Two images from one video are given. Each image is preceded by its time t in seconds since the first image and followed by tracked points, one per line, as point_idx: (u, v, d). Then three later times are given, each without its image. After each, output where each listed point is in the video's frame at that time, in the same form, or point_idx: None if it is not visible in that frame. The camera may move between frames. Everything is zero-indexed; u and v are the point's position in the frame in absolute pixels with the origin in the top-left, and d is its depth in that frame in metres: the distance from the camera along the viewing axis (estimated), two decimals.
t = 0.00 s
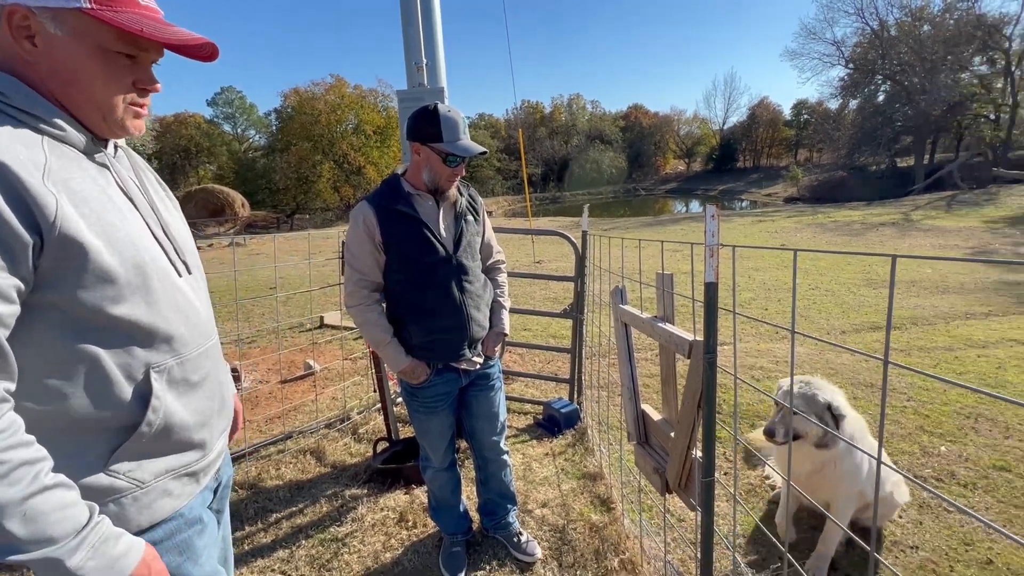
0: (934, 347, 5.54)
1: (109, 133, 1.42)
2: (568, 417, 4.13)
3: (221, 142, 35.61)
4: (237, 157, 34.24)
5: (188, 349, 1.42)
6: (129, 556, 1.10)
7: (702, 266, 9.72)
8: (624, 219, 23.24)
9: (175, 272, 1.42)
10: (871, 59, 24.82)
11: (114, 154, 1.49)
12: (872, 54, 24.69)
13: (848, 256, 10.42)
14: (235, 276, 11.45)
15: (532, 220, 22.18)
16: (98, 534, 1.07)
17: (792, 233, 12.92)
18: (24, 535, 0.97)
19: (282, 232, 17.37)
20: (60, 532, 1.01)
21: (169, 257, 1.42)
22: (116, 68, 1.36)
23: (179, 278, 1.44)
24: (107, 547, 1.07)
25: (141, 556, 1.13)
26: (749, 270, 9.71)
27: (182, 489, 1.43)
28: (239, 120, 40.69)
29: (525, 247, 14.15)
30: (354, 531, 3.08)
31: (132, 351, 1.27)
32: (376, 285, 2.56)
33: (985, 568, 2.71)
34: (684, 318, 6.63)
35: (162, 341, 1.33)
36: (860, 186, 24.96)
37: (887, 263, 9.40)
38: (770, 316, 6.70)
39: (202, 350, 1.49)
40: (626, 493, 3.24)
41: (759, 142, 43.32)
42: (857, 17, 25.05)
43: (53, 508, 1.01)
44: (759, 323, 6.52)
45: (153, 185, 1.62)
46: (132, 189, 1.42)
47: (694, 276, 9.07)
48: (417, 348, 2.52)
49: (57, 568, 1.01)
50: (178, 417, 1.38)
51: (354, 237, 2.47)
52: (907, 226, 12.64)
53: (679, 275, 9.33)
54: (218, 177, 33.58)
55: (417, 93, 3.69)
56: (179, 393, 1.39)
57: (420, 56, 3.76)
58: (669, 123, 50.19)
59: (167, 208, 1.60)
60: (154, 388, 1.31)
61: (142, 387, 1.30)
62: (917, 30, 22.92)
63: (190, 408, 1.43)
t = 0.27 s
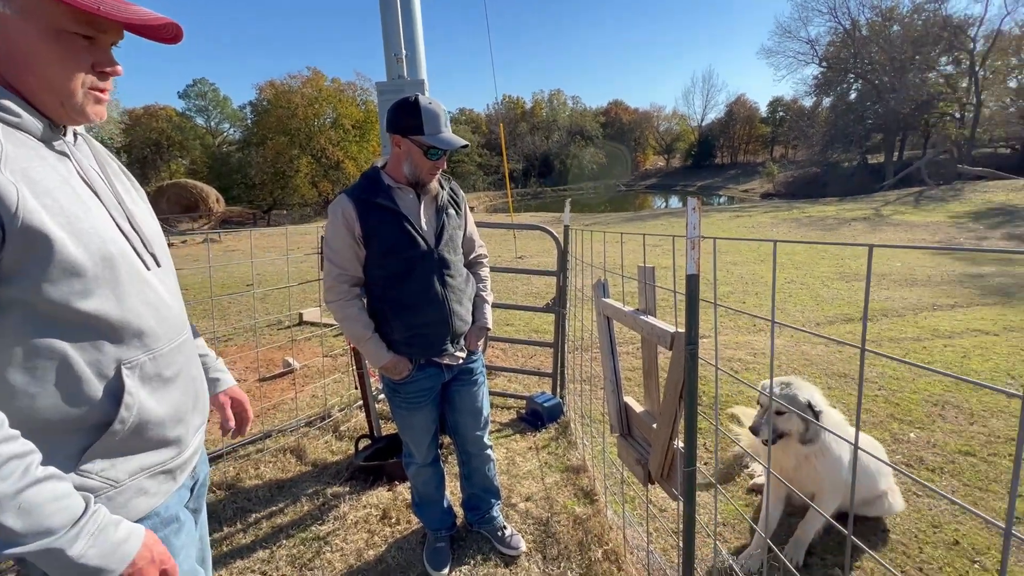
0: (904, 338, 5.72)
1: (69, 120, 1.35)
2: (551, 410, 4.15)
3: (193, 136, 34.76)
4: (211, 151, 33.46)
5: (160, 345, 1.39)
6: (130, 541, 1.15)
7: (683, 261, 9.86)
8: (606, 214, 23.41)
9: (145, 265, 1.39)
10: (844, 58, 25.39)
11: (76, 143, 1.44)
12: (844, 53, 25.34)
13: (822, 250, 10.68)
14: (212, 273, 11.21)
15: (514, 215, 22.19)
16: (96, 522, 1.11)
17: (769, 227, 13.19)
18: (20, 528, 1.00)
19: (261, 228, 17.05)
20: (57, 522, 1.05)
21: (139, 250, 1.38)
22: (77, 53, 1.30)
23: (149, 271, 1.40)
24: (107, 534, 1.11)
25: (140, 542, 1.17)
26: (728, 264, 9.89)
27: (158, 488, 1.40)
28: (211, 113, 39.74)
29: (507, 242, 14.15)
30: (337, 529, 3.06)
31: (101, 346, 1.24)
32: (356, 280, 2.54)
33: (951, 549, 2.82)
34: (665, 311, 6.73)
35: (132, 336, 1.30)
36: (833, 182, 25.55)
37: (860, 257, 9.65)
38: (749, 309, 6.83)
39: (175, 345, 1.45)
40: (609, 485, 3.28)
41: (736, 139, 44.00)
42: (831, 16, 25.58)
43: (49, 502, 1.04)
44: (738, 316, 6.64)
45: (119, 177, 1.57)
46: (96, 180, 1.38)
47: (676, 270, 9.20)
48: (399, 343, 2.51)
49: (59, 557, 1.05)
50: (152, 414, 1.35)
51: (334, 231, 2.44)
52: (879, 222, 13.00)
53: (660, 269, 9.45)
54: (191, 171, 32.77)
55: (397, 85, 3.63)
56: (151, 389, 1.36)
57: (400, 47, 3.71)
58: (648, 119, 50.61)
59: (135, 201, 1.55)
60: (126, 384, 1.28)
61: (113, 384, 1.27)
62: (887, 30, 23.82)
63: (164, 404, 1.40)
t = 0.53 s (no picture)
0: (866, 326, 5.95)
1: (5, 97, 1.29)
2: (528, 402, 4.17)
3: (154, 126, 33.56)
4: (173, 142, 32.38)
5: (114, 339, 1.34)
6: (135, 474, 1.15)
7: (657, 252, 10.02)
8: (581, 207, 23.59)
9: (93, 255, 1.33)
10: (810, 55, 26.13)
11: (14, 127, 1.37)
12: (810, 50, 26.09)
13: (790, 241, 11.00)
14: (179, 268, 10.88)
15: (490, 208, 22.15)
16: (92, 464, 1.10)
17: (740, 219, 13.50)
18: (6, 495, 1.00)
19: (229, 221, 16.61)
20: (42, 480, 1.04)
21: (86, 239, 1.33)
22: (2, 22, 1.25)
23: (98, 261, 1.35)
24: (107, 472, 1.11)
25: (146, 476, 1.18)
26: (700, 256, 10.09)
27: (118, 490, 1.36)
28: (173, 103, 38.41)
29: (482, 235, 14.13)
30: (311, 527, 3.02)
31: (47, 342, 1.19)
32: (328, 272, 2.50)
33: (910, 525, 2.96)
34: (641, 302, 6.83)
35: (81, 330, 1.26)
36: (799, 176, 26.30)
37: (826, 248, 9.98)
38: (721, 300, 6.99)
39: (131, 339, 1.41)
40: (586, 473, 3.32)
41: (707, 133, 44.79)
42: (798, 13, 26.26)
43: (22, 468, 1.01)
44: (712, 306, 6.79)
45: (68, 163, 1.50)
46: (37, 169, 1.32)
47: (650, 262, 9.34)
48: (374, 336, 2.48)
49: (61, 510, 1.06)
50: (107, 413, 1.31)
51: (304, 222, 2.40)
52: (843, 214, 13.44)
53: (635, 260, 9.58)
54: (153, 164, 31.69)
55: (368, 73, 3.58)
56: (106, 386, 1.32)
57: (371, 34, 3.65)
58: (622, 113, 51.07)
59: (85, 187, 1.49)
60: (77, 382, 1.24)
61: (62, 381, 1.22)
62: (850, 27, 24.61)
63: (122, 401, 1.35)
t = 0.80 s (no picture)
0: (823, 310, 6.20)
1: None
2: (499, 391, 4.18)
3: (101, 113, 31.98)
4: (122, 130, 30.93)
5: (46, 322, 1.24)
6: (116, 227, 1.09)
7: (626, 241, 10.18)
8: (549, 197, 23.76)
9: (19, 233, 1.20)
10: (769, 50, 26.89)
11: None
12: (770, 44, 26.86)
13: (752, 230, 11.33)
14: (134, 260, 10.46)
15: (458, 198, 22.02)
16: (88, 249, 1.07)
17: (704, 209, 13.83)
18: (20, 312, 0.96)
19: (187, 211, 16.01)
20: (32, 288, 0.98)
21: (8, 216, 1.20)
22: None
23: (25, 239, 1.22)
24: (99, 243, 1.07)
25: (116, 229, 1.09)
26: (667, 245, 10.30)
27: (62, 484, 1.26)
28: (122, 88, 36.61)
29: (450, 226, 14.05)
30: (278, 523, 2.96)
31: None
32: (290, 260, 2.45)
33: (863, 497, 3.12)
34: (610, 289, 6.94)
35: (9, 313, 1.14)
36: (758, 169, 27.15)
37: (785, 237, 10.33)
38: (686, 288, 7.17)
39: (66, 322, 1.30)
40: (557, 460, 3.36)
41: (674, 125, 45.59)
42: (758, 9, 26.94)
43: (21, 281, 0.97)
44: (679, 294, 6.95)
45: None
46: None
47: (619, 251, 9.49)
48: (339, 325, 2.44)
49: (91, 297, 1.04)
50: (46, 400, 1.21)
51: (263, 208, 2.33)
52: (802, 204, 13.92)
53: (604, 249, 9.71)
54: (100, 152, 30.22)
55: (329, 55, 3.54)
56: (43, 371, 1.22)
57: (331, 14, 3.57)
58: (590, 105, 51.40)
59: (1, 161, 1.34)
60: (9, 367, 1.13)
61: None
62: (807, 23, 25.14)
63: (62, 389, 1.26)
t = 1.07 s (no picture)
0: (789, 298, 6.41)
1: None
2: (473, 382, 4.18)
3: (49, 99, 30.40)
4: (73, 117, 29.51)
5: None
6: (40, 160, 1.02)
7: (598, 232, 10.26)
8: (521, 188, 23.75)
9: None
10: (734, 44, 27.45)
11: None
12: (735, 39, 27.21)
13: (721, 221, 11.57)
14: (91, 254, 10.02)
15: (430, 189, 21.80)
16: (13, 186, 0.99)
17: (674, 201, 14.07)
18: None
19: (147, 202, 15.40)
20: None
21: None
22: None
23: None
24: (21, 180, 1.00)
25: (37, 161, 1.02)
26: (638, 236, 10.43)
27: (14, 483, 1.21)
28: (72, 72, 34.83)
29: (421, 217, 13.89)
30: (247, 521, 2.90)
31: None
32: (255, 250, 2.39)
33: (824, 475, 3.25)
34: (584, 279, 7.00)
35: None
36: (724, 161, 27.77)
37: (751, 227, 10.61)
38: (657, 278, 7.30)
39: (11, 313, 1.24)
40: (532, 449, 3.38)
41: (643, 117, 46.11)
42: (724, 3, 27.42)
43: None
44: (651, 283, 7.08)
45: None
46: None
47: (591, 241, 9.56)
48: (308, 317, 2.40)
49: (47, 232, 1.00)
50: None
51: (226, 196, 2.26)
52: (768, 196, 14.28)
53: (577, 239, 9.77)
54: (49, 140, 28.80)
55: (291, 37, 3.44)
56: None
57: None
58: (560, 96, 51.50)
59: None
60: None
61: None
62: (772, 19, 25.31)
63: (9, 383, 1.20)
